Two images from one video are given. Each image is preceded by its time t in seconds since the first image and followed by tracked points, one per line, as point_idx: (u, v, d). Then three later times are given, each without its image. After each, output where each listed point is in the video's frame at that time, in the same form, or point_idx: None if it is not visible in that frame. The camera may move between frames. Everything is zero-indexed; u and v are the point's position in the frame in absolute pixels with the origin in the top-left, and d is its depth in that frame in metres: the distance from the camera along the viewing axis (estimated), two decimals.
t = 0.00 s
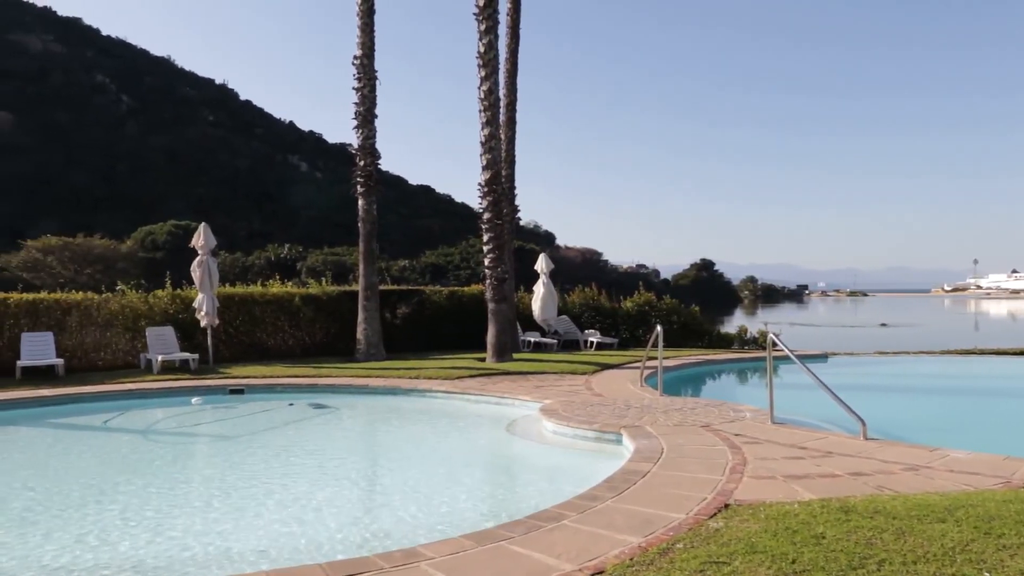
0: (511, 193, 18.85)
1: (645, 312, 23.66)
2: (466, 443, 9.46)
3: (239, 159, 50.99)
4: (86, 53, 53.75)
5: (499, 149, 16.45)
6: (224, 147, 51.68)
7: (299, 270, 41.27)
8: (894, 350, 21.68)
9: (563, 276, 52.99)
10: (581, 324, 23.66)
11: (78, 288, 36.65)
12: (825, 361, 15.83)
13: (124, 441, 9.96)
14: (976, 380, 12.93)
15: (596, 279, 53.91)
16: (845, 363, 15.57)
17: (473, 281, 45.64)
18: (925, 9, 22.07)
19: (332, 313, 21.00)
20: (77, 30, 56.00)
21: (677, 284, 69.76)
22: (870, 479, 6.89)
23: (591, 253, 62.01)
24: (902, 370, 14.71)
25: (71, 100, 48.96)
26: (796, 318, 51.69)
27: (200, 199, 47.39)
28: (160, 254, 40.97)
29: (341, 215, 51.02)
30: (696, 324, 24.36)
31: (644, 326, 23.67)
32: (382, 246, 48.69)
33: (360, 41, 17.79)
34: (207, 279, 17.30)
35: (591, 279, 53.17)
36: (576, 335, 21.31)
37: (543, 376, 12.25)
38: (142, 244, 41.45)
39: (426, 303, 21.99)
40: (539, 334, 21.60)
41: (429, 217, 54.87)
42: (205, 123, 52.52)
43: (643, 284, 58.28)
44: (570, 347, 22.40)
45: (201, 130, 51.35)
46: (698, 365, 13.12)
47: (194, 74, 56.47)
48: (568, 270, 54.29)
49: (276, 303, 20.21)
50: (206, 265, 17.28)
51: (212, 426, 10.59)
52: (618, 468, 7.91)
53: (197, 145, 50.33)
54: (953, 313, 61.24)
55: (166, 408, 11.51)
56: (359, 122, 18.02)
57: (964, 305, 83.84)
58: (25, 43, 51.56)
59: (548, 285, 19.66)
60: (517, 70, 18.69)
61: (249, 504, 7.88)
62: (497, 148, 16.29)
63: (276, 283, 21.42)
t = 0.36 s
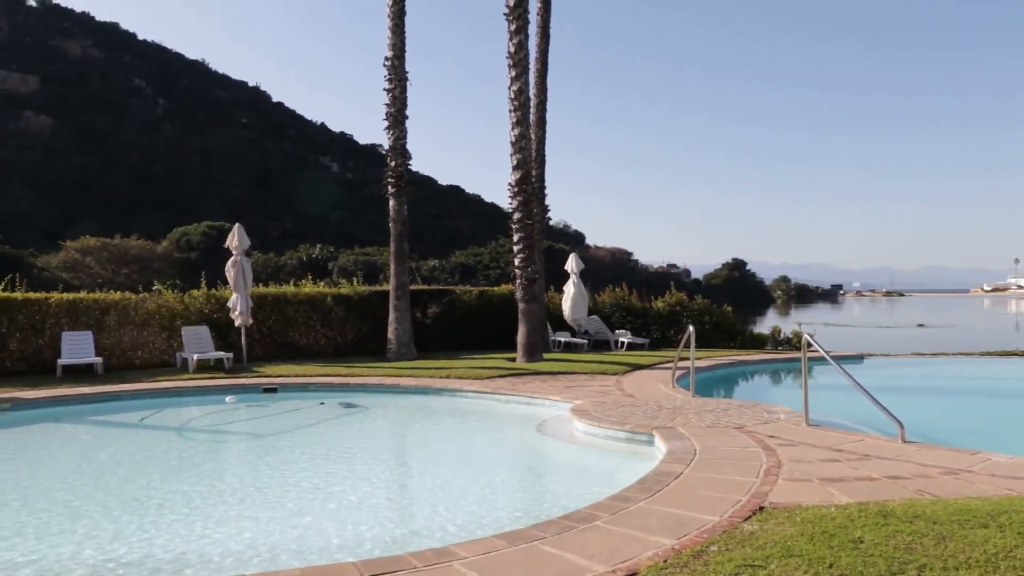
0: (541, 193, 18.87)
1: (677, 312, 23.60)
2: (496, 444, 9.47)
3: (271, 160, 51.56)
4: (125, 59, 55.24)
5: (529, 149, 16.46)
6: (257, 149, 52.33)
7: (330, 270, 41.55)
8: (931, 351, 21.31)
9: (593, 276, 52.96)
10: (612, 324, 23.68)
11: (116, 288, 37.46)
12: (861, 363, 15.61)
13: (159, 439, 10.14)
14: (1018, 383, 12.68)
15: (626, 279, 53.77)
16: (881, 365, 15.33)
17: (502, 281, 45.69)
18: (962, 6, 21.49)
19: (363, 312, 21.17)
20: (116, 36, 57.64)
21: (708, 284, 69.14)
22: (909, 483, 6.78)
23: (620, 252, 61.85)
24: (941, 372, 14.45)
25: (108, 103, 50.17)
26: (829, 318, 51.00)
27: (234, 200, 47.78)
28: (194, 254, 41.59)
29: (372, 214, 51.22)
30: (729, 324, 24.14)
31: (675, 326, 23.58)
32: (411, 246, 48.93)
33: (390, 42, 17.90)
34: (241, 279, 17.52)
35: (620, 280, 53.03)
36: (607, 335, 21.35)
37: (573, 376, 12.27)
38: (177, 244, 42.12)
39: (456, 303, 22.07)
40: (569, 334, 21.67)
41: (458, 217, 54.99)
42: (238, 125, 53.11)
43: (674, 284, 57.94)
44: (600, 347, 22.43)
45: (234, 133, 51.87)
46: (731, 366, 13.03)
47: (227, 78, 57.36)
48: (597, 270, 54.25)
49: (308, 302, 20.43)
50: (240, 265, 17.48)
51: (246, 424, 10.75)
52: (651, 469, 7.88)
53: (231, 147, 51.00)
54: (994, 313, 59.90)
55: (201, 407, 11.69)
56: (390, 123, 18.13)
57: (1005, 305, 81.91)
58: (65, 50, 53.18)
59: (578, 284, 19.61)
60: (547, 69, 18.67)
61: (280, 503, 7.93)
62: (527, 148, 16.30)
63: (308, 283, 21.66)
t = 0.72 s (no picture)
0: (571, 192, 18.84)
1: (709, 312, 23.35)
2: (526, 444, 9.49)
3: (302, 162, 52.39)
4: (160, 62, 56.23)
5: (560, 148, 16.43)
6: (288, 151, 53.10)
7: (360, 270, 41.90)
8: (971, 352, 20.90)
9: (623, 276, 52.79)
10: (643, 324, 23.57)
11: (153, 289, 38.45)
12: (898, 364, 15.35)
13: (194, 436, 10.32)
14: None
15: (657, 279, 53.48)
16: (919, 366, 15.06)
17: (532, 281, 45.50)
18: (1000, 1, 20.91)
19: (394, 312, 21.33)
20: (151, 39, 58.54)
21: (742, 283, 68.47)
22: (950, 486, 6.65)
23: (651, 251, 61.45)
24: (982, 373, 14.14)
25: (144, 106, 51.16)
26: (865, 318, 50.20)
27: (265, 202, 49.53)
28: (228, 254, 42.22)
29: (402, 214, 51.36)
30: (762, 325, 23.88)
31: (707, 326, 23.36)
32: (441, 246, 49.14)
33: (421, 43, 17.99)
34: (275, 279, 17.75)
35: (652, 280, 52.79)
36: (637, 335, 21.31)
37: (604, 376, 12.24)
38: (211, 244, 42.80)
39: (486, 303, 22.12)
40: (600, 334, 21.65)
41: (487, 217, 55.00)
42: (270, 126, 53.79)
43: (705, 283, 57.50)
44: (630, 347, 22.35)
45: (267, 134, 52.67)
46: (765, 366, 12.91)
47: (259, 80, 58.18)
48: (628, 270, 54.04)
49: (339, 302, 20.61)
50: (273, 265, 17.70)
51: (278, 422, 10.89)
52: (684, 470, 7.85)
53: (264, 148, 51.76)
54: None
55: (234, 405, 11.86)
56: (421, 124, 18.21)
57: None
58: (103, 54, 54.50)
59: (609, 284, 19.54)
60: (578, 68, 18.63)
61: (314, 501, 8.00)
62: (558, 147, 16.27)
63: (340, 283, 21.83)
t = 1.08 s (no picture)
0: (603, 192, 18.77)
1: (744, 313, 23.14)
2: (558, 444, 9.48)
3: (334, 162, 52.74)
4: (195, 66, 57.02)
5: (592, 148, 16.39)
6: (321, 152, 53.31)
7: (392, 270, 42.26)
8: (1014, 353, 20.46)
9: (656, 276, 52.58)
10: (675, 325, 23.45)
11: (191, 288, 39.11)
12: (938, 366, 15.07)
13: (229, 434, 10.48)
14: None
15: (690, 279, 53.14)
16: (961, 368, 14.77)
17: (564, 281, 45.30)
18: None
19: (426, 312, 21.47)
20: (187, 43, 59.41)
21: (776, 283, 67.69)
22: (995, 491, 6.50)
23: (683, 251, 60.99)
24: None
25: (180, 108, 52.13)
26: (902, 318, 49.37)
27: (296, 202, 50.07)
28: (262, 254, 42.67)
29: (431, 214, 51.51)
30: (797, 325, 23.61)
31: (741, 326, 23.15)
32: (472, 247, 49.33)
33: (452, 44, 18.04)
34: (309, 279, 17.97)
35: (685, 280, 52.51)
36: (670, 336, 21.19)
37: (637, 377, 12.19)
38: (245, 244, 43.23)
39: (516, 303, 22.15)
40: (632, 334, 21.58)
41: (518, 216, 55.04)
42: (303, 128, 54.35)
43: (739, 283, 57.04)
44: (662, 347, 22.25)
45: (299, 137, 53.26)
46: (801, 367, 12.77)
47: (292, 82, 58.71)
48: (660, 271, 53.81)
49: (372, 302, 20.78)
50: (307, 265, 17.93)
51: (311, 421, 11.02)
52: (719, 472, 7.80)
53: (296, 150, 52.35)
54: None
55: (269, 404, 12.03)
56: (452, 124, 18.29)
57: None
58: (140, 58, 55.73)
59: (641, 284, 19.43)
60: (610, 68, 18.55)
61: (346, 500, 8.07)
62: (590, 147, 16.23)
63: (372, 283, 22.01)
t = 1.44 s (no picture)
0: (636, 191, 18.66)
1: (779, 313, 22.86)
2: (592, 445, 9.47)
3: (367, 163, 53.01)
4: (232, 69, 57.93)
5: (625, 147, 16.30)
6: (355, 153, 53.53)
7: (424, 270, 42.50)
8: None
9: (689, 276, 52.21)
10: (709, 325, 23.29)
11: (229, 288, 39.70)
12: (982, 367, 14.74)
13: (264, 432, 10.63)
14: None
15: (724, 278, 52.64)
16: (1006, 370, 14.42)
17: (595, 281, 45.15)
18: None
19: (458, 312, 21.56)
20: (224, 46, 60.41)
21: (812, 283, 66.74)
22: None
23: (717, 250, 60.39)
24: None
25: (218, 110, 53.14)
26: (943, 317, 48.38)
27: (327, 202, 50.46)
28: (296, 254, 43.41)
29: (461, 213, 51.62)
30: (835, 326, 23.28)
31: (777, 327, 22.88)
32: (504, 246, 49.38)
33: (485, 44, 18.08)
34: (342, 279, 18.15)
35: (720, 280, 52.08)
36: (704, 336, 21.03)
37: (671, 377, 12.11)
38: (281, 245, 44.00)
39: (548, 303, 22.13)
40: (665, 334, 21.47)
41: (550, 216, 54.98)
42: (336, 129, 54.82)
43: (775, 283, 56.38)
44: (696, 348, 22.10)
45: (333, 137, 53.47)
46: (839, 369, 12.61)
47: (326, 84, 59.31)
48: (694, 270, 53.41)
49: (405, 302, 20.92)
50: (341, 265, 18.12)
51: (344, 419, 11.13)
52: (756, 474, 7.73)
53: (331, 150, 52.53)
54: None
55: (303, 402, 12.19)
56: (484, 124, 18.34)
57: None
58: (178, 62, 56.82)
59: (674, 284, 19.30)
60: (643, 66, 18.44)
61: (378, 499, 8.13)
62: (623, 146, 16.16)
63: (405, 283, 22.16)
